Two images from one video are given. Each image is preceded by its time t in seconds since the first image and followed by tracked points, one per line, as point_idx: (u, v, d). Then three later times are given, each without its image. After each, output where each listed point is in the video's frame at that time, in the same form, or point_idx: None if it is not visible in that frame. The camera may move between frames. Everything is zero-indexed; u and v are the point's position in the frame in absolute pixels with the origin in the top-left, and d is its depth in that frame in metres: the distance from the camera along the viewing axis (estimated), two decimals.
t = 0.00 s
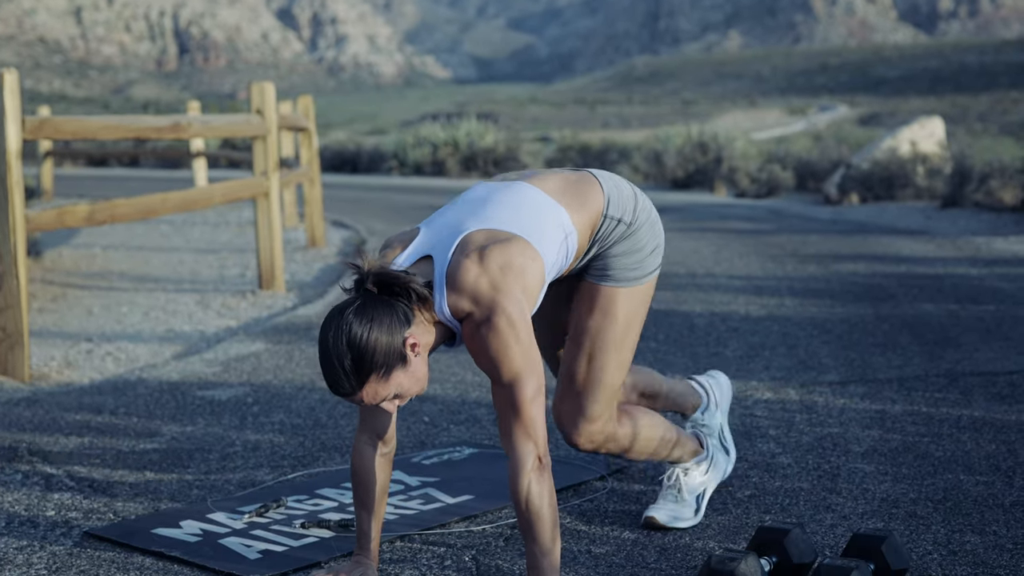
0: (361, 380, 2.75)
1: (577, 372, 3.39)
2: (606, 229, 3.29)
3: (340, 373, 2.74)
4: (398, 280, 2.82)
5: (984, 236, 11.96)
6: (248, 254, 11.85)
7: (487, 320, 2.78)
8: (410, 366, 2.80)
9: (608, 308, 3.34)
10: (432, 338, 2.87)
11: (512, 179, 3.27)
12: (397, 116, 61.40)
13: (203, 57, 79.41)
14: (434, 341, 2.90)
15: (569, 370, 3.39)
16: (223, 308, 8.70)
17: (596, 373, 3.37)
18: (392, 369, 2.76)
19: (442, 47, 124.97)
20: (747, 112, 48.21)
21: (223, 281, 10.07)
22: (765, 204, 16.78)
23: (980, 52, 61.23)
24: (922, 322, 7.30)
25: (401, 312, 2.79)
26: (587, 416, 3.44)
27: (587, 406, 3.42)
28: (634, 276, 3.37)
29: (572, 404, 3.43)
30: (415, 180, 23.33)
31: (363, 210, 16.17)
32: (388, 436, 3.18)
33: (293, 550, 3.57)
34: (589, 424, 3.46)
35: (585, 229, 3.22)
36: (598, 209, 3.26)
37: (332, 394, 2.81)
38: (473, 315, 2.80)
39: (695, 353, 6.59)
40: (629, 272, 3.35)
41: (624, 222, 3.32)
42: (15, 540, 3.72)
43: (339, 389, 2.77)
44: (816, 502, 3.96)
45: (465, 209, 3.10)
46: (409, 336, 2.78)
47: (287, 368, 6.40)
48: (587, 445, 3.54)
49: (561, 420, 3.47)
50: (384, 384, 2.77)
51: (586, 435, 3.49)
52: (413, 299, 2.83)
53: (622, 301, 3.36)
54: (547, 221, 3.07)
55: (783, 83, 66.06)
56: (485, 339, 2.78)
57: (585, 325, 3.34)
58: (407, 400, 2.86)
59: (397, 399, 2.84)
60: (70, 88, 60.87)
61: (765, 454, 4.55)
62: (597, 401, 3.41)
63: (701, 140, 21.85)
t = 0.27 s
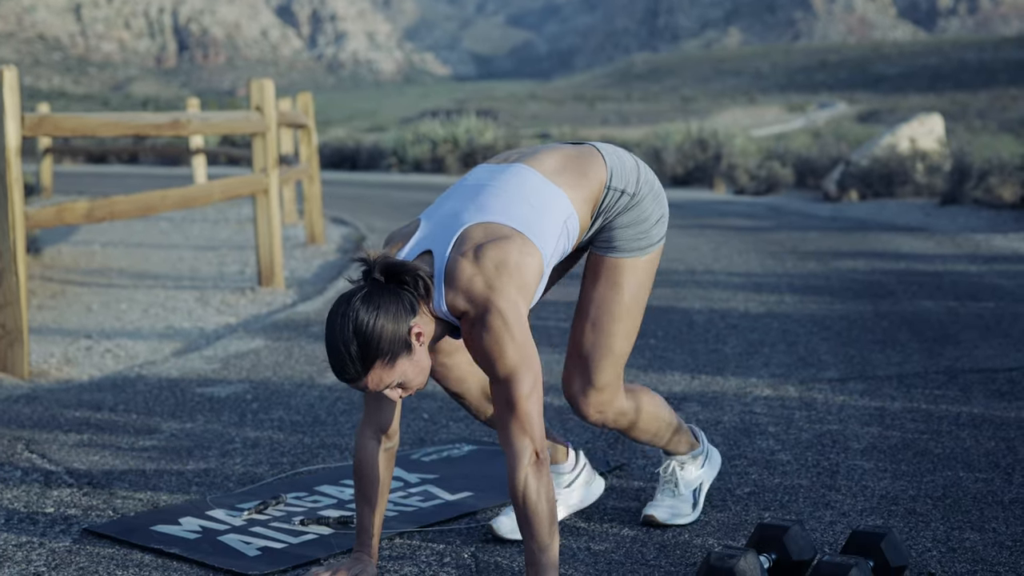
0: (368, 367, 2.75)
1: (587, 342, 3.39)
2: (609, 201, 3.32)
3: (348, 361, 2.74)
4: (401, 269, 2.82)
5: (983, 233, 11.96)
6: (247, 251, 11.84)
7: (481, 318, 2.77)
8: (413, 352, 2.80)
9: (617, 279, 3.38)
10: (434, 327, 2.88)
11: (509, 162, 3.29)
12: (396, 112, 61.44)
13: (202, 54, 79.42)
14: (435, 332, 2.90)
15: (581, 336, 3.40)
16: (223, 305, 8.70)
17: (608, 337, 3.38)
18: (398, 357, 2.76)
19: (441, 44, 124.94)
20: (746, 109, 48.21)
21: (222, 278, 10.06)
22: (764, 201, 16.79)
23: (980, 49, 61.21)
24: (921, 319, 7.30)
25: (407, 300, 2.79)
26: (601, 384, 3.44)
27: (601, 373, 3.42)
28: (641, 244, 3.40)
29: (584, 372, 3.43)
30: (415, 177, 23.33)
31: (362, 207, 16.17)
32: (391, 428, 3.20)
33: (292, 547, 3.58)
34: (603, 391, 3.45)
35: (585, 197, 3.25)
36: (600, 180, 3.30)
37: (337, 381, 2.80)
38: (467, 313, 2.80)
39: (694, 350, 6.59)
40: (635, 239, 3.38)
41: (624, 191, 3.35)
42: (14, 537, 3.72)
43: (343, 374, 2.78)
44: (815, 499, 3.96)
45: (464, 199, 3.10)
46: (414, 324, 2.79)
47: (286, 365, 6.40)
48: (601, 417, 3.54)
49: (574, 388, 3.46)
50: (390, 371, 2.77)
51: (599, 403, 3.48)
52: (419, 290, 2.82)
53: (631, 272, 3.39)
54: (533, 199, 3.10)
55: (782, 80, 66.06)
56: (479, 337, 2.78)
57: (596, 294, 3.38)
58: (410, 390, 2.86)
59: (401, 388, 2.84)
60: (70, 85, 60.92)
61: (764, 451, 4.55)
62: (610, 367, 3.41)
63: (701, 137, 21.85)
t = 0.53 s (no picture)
0: (381, 319, 2.74)
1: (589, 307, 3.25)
2: (612, 230, 3.46)
3: (362, 309, 2.74)
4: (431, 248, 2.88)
5: (982, 232, 11.96)
6: (246, 249, 11.85)
7: (508, 310, 2.82)
8: (427, 320, 2.82)
9: (614, 270, 3.35)
10: (450, 312, 2.91)
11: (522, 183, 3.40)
12: (395, 111, 61.49)
13: (201, 52, 79.45)
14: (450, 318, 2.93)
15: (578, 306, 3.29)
16: (222, 303, 8.70)
17: (609, 298, 3.27)
18: (412, 317, 2.77)
19: (440, 43, 124.96)
20: (745, 107, 48.19)
21: (221, 276, 10.06)
22: (763, 199, 16.78)
23: (979, 47, 61.19)
24: (920, 317, 7.31)
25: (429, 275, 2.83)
26: (605, 337, 3.22)
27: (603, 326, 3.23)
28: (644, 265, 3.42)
29: (587, 331, 3.22)
30: (414, 175, 23.35)
31: (361, 205, 16.17)
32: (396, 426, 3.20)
33: (292, 545, 3.58)
34: (606, 344, 3.22)
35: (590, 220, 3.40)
36: (604, 215, 3.45)
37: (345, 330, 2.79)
38: (493, 303, 2.85)
39: (693, 348, 6.59)
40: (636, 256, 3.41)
41: (623, 221, 3.49)
42: (13, 535, 3.72)
43: (353, 320, 2.77)
44: (814, 497, 3.97)
45: (482, 203, 3.19)
46: (432, 295, 2.82)
47: (286, 362, 6.40)
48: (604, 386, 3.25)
49: (573, 340, 3.22)
50: (400, 330, 2.77)
51: (604, 355, 3.21)
52: (442, 264, 2.86)
53: (632, 270, 3.36)
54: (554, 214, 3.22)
55: (781, 78, 66.06)
56: (503, 327, 2.82)
57: (599, 283, 3.32)
58: (410, 359, 2.85)
59: (405, 356, 2.83)
60: (69, 83, 60.95)
61: (764, 449, 4.55)
62: (614, 320, 3.24)
63: (700, 135, 21.85)
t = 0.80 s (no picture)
0: (410, 210, 3.04)
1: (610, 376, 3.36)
2: (648, 333, 3.61)
3: (396, 198, 3.05)
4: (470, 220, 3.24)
5: (979, 229, 11.97)
6: (243, 246, 11.84)
7: (538, 289, 3.10)
8: (448, 247, 3.10)
9: (647, 358, 3.47)
10: (470, 274, 3.18)
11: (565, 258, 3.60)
12: (392, 108, 61.47)
13: (198, 50, 79.39)
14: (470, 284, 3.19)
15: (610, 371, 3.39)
16: (219, 300, 8.69)
17: (642, 369, 3.40)
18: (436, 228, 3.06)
19: (437, 40, 124.87)
20: (742, 105, 48.21)
21: (218, 273, 10.06)
22: (760, 197, 16.78)
23: (976, 45, 61.20)
24: (917, 315, 7.31)
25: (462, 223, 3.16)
26: (636, 397, 3.32)
27: (635, 386, 3.33)
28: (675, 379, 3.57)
29: (615, 390, 3.30)
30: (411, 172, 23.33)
31: (358, 203, 16.16)
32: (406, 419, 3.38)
33: (289, 542, 3.58)
34: (638, 404, 3.32)
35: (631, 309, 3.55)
36: (643, 315, 3.62)
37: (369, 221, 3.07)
38: (523, 282, 3.13)
39: (690, 346, 6.60)
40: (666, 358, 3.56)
41: (664, 332, 3.66)
42: (10, 532, 3.73)
43: (386, 207, 3.06)
44: (811, 495, 3.97)
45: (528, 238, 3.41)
46: (459, 228, 3.14)
47: (283, 360, 6.40)
48: (627, 439, 3.32)
49: (605, 393, 3.30)
50: (424, 232, 3.04)
51: (633, 414, 3.30)
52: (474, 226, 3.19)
53: (661, 366, 3.49)
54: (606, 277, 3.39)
55: (778, 76, 66.05)
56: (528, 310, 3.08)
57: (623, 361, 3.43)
58: (418, 271, 3.08)
59: (418, 267, 3.07)
60: (65, 80, 60.89)
61: (761, 446, 4.56)
62: (645, 385, 3.36)
63: (697, 133, 21.86)
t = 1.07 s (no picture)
0: (461, 73, 3.39)
1: (628, 384, 3.37)
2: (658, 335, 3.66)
3: (453, 65, 3.42)
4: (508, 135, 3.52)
5: (976, 230, 11.97)
6: (240, 246, 11.84)
7: (557, 181, 3.34)
8: (487, 122, 3.40)
9: (659, 362, 3.49)
10: (499, 162, 3.43)
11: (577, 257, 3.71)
12: (388, 108, 61.45)
13: (195, 50, 79.36)
14: (496, 172, 3.42)
15: (626, 380, 3.40)
16: (215, 301, 8.68)
17: (656, 373, 3.42)
18: (483, 94, 3.38)
19: (434, 40, 124.86)
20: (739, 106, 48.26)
21: (215, 273, 10.05)
22: (757, 197, 16.79)
23: (972, 46, 61.25)
24: (914, 315, 7.32)
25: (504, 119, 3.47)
26: (657, 400, 3.33)
27: (654, 391, 3.35)
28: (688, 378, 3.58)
29: (635, 397, 3.32)
30: (407, 172, 23.34)
31: (355, 203, 16.16)
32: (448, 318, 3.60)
33: (285, 543, 3.58)
34: (659, 407, 3.33)
35: (644, 306, 3.63)
36: (654, 317, 3.67)
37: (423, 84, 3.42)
38: (545, 176, 3.37)
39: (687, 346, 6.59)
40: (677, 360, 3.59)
41: (674, 338, 3.68)
42: (6, 533, 3.72)
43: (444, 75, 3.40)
44: (807, 495, 3.97)
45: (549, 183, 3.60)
46: (502, 116, 3.45)
47: (279, 361, 6.39)
48: (652, 445, 3.33)
49: (627, 400, 3.31)
50: (471, 90, 3.37)
51: (656, 419, 3.31)
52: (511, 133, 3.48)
53: (673, 367, 3.52)
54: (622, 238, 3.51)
55: (775, 76, 66.09)
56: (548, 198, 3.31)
57: (640, 368, 3.44)
58: (454, 134, 3.37)
59: (458, 124, 3.37)
60: (62, 80, 60.85)
61: (757, 447, 4.56)
62: (662, 389, 3.38)
63: (694, 134, 21.87)
